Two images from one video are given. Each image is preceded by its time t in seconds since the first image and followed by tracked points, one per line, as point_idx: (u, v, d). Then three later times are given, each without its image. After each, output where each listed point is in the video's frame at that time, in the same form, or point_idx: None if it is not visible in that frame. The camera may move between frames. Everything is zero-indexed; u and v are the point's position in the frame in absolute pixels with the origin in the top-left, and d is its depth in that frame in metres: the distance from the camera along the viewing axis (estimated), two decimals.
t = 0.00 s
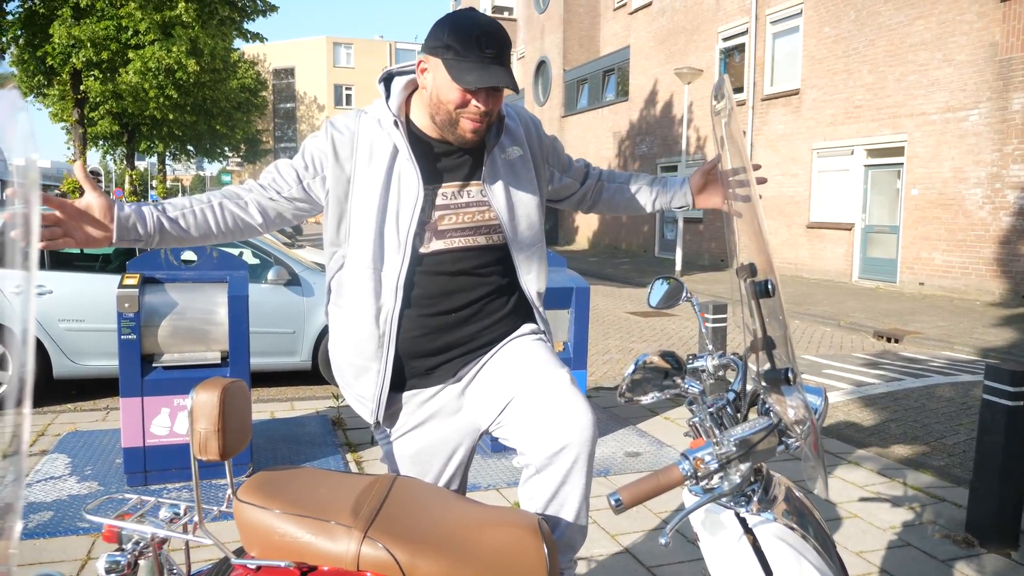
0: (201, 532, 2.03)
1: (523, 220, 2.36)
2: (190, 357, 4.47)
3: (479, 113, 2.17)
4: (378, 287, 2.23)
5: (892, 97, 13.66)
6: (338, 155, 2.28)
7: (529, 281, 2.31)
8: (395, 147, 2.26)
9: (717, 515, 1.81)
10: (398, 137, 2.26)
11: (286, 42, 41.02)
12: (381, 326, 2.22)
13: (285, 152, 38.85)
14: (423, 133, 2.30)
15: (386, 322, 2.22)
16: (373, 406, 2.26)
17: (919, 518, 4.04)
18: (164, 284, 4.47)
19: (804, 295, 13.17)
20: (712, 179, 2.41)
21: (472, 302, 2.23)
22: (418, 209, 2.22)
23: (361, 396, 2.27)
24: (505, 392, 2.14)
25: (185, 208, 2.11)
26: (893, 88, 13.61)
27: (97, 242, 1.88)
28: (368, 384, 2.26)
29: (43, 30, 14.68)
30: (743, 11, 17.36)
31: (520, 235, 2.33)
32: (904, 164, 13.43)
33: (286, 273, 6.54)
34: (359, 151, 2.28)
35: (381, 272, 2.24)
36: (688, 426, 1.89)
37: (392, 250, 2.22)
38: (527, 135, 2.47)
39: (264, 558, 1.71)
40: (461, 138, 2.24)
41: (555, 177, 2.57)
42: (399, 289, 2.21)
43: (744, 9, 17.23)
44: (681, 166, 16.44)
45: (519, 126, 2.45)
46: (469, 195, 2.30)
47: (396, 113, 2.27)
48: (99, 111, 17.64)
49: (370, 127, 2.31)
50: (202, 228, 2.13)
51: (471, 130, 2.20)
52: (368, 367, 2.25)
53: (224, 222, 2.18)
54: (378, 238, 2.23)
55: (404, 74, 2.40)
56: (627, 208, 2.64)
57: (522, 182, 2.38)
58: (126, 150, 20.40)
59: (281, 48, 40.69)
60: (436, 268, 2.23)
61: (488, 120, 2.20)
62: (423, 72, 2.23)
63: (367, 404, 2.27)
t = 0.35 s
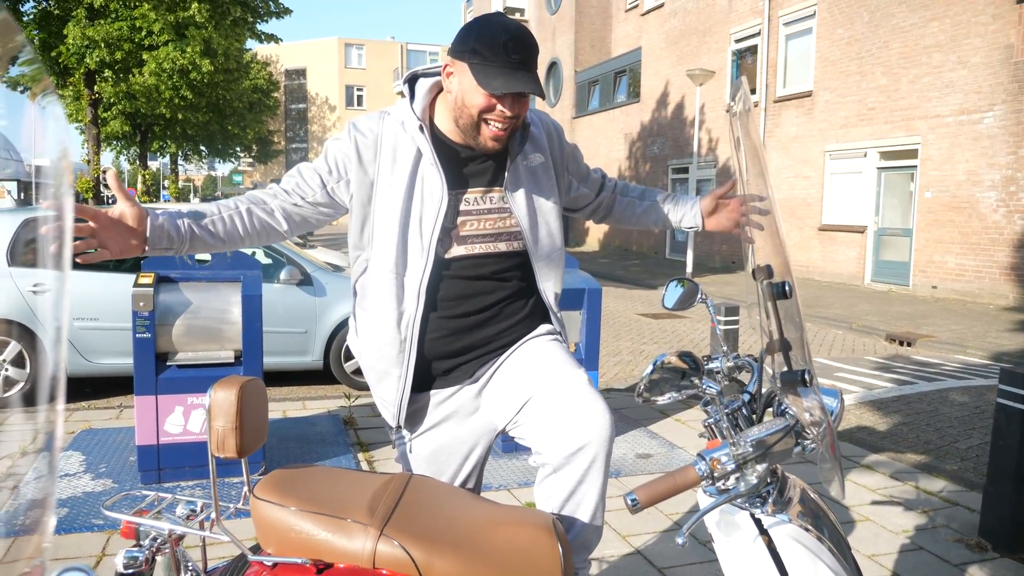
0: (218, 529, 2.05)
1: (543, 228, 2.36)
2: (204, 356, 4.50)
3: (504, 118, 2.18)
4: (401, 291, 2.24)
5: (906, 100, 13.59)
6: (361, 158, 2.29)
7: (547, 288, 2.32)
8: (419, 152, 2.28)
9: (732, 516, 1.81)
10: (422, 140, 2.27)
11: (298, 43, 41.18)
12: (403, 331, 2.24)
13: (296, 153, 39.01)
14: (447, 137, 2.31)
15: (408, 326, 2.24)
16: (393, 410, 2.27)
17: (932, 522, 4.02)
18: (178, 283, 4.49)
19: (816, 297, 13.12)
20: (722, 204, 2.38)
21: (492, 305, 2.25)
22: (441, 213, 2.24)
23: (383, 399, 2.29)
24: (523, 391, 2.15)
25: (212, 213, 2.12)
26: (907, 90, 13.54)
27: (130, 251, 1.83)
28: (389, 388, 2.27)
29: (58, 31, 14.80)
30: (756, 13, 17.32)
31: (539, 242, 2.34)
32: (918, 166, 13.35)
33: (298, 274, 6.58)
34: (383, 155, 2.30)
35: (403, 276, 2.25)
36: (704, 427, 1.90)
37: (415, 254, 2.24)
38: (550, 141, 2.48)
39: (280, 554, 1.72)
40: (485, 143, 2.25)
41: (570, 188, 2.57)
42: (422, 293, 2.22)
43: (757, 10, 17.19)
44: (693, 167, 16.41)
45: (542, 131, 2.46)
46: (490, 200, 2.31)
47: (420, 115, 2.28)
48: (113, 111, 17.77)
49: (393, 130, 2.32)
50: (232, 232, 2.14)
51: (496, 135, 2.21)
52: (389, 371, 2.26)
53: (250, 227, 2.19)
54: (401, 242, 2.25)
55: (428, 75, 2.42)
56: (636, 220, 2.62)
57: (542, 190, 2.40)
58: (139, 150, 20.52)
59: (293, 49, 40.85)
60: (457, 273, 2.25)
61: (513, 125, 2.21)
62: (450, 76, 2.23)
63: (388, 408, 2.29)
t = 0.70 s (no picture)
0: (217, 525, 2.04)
1: (546, 224, 2.38)
2: (202, 352, 4.49)
3: (503, 109, 2.19)
4: (406, 286, 2.24)
5: (903, 100, 13.61)
6: (366, 156, 2.26)
7: (550, 282, 2.32)
8: (422, 145, 2.28)
9: (734, 512, 1.81)
10: (423, 135, 2.27)
11: (296, 40, 41.10)
12: (409, 326, 2.23)
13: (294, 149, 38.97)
14: (447, 130, 2.33)
15: (414, 322, 2.23)
16: (398, 406, 2.27)
17: (928, 519, 4.03)
18: (176, 279, 4.49)
19: (813, 296, 13.14)
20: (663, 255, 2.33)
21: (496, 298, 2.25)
22: (443, 207, 2.24)
23: (390, 395, 2.28)
24: (527, 388, 2.15)
25: (289, 258, 2.06)
26: (905, 90, 13.56)
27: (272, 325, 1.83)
28: (396, 383, 2.27)
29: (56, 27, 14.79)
30: (754, 12, 17.32)
31: (542, 239, 2.34)
32: (915, 166, 13.37)
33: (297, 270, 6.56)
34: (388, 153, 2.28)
35: (408, 270, 2.24)
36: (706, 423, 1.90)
37: (419, 248, 2.23)
38: (549, 138, 2.49)
39: (281, 550, 1.71)
40: (486, 132, 2.26)
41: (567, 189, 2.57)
42: (426, 288, 2.22)
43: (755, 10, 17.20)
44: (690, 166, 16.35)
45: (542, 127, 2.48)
46: (493, 194, 2.33)
47: (421, 108, 2.28)
48: (110, 107, 17.73)
49: (394, 125, 2.31)
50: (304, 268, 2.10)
51: (495, 126, 2.22)
52: (396, 365, 2.26)
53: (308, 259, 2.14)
54: (404, 236, 2.24)
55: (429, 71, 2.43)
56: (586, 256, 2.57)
57: (543, 188, 2.41)
58: (135, 146, 20.47)
59: (292, 46, 40.74)
60: (459, 267, 2.25)
61: (512, 116, 2.22)
62: (448, 66, 2.24)
63: (393, 404, 2.28)
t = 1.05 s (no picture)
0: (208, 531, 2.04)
1: (529, 215, 2.37)
2: (193, 356, 4.47)
3: (490, 100, 2.21)
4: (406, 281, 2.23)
5: (892, 101, 13.69)
6: (369, 148, 2.23)
7: (531, 272, 2.31)
8: (414, 138, 2.27)
9: (725, 515, 1.81)
10: (414, 126, 2.27)
11: (288, 42, 41.00)
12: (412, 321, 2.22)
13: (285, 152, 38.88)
14: (435, 122, 2.32)
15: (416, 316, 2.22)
16: (404, 401, 2.19)
17: (920, 519, 4.05)
18: (167, 283, 4.46)
19: (804, 297, 13.20)
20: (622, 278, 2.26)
21: (492, 290, 2.27)
22: (438, 197, 2.24)
23: (392, 392, 2.20)
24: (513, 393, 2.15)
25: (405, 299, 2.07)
26: (893, 92, 13.64)
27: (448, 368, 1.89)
28: (399, 379, 2.17)
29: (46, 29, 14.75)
30: (744, 14, 17.38)
31: (524, 229, 2.33)
32: (904, 167, 13.44)
33: (288, 273, 6.55)
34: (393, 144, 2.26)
35: (409, 264, 2.23)
36: (698, 426, 1.90)
37: (418, 239, 2.23)
38: (532, 132, 2.50)
39: (273, 556, 1.71)
40: (470, 126, 2.27)
41: (551, 182, 2.58)
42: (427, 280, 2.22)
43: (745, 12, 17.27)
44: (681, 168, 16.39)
45: (524, 119, 2.49)
46: (478, 184, 2.33)
47: (408, 101, 2.29)
48: (100, 109, 17.64)
49: (384, 119, 2.29)
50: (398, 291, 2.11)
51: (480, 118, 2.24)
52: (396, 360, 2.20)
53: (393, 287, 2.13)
54: (405, 229, 2.22)
55: (411, 68, 2.42)
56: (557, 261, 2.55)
57: (530, 179, 2.40)
58: (126, 148, 20.38)
59: (282, 48, 40.67)
60: (456, 259, 2.25)
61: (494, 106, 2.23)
62: (435, 58, 2.24)
63: (398, 400, 2.20)
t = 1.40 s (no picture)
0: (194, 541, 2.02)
1: (519, 213, 2.36)
2: (181, 365, 4.44)
3: (477, 100, 2.21)
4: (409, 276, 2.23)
5: (880, 106, 13.77)
6: (367, 146, 2.22)
7: (523, 271, 2.31)
8: (409, 136, 2.27)
9: (713, 520, 1.81)
10: (409, 124, 2.27)
11: (278, 49, 40.95)
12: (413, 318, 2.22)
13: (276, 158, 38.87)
14: (427, 122, 2.33)
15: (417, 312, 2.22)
16: (400, 402, 2.19)
17: (909, 522, 4.06)
18: (155, 291, 4.44)
19: (794, 301, 13.24)
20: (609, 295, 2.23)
21: (487, 289, 2.28)
22: (433, 195, 2.25)
23: (387, 392, 2.20)
24: (490, 398, 2.14)
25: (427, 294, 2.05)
26: (882, 97, 13.72)
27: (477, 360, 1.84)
28: (396, 378, 2.19)
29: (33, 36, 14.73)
30: (733, 20, 17.49)
31: (513, 228, 2.33)
32: (892, 171, 13.52)
33: (278, 280, 6.53)
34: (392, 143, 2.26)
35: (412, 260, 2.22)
36: (685, 431, 1.90)
37: (416, 237, 2.22)
38: (521, 132, 2.50)
39: (260, 565, 1.70)
40: (460, 126, 2.28)
41: (540, 185, 2.58)
42: (426, 276, 2.22)
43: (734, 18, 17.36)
44: (671, 173, 16.43)
45: (513, 118, 2.50)
46: (469, 183, 2.34)
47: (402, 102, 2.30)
48: (89, 116, 17.58)
49: (378, 118, 2.29)
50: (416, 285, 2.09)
51: (468, 118, 2.24)
52: (396, 358, 2.18)
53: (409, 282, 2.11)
54: (405, 227, 2.22)
55: (400, 71, 2.45)
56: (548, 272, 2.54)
57: (519, 178, 2.40)
58: (115, 155, 20.29)
59: (272, 54, 40.61)
60: (455, 258, 2.26)
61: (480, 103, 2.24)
62: (423, 61, 2.26)
63: (393, 401, 2.20)
